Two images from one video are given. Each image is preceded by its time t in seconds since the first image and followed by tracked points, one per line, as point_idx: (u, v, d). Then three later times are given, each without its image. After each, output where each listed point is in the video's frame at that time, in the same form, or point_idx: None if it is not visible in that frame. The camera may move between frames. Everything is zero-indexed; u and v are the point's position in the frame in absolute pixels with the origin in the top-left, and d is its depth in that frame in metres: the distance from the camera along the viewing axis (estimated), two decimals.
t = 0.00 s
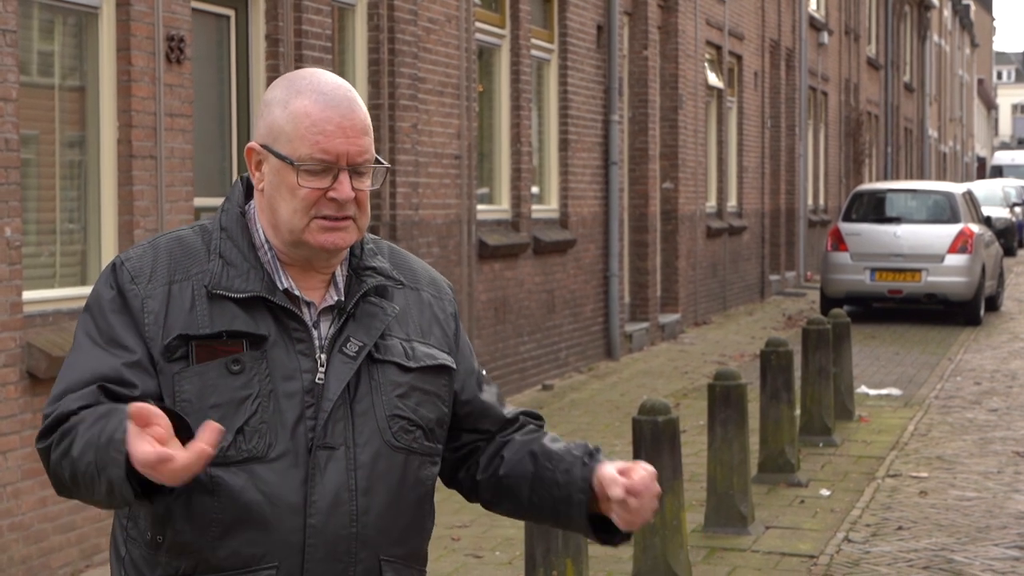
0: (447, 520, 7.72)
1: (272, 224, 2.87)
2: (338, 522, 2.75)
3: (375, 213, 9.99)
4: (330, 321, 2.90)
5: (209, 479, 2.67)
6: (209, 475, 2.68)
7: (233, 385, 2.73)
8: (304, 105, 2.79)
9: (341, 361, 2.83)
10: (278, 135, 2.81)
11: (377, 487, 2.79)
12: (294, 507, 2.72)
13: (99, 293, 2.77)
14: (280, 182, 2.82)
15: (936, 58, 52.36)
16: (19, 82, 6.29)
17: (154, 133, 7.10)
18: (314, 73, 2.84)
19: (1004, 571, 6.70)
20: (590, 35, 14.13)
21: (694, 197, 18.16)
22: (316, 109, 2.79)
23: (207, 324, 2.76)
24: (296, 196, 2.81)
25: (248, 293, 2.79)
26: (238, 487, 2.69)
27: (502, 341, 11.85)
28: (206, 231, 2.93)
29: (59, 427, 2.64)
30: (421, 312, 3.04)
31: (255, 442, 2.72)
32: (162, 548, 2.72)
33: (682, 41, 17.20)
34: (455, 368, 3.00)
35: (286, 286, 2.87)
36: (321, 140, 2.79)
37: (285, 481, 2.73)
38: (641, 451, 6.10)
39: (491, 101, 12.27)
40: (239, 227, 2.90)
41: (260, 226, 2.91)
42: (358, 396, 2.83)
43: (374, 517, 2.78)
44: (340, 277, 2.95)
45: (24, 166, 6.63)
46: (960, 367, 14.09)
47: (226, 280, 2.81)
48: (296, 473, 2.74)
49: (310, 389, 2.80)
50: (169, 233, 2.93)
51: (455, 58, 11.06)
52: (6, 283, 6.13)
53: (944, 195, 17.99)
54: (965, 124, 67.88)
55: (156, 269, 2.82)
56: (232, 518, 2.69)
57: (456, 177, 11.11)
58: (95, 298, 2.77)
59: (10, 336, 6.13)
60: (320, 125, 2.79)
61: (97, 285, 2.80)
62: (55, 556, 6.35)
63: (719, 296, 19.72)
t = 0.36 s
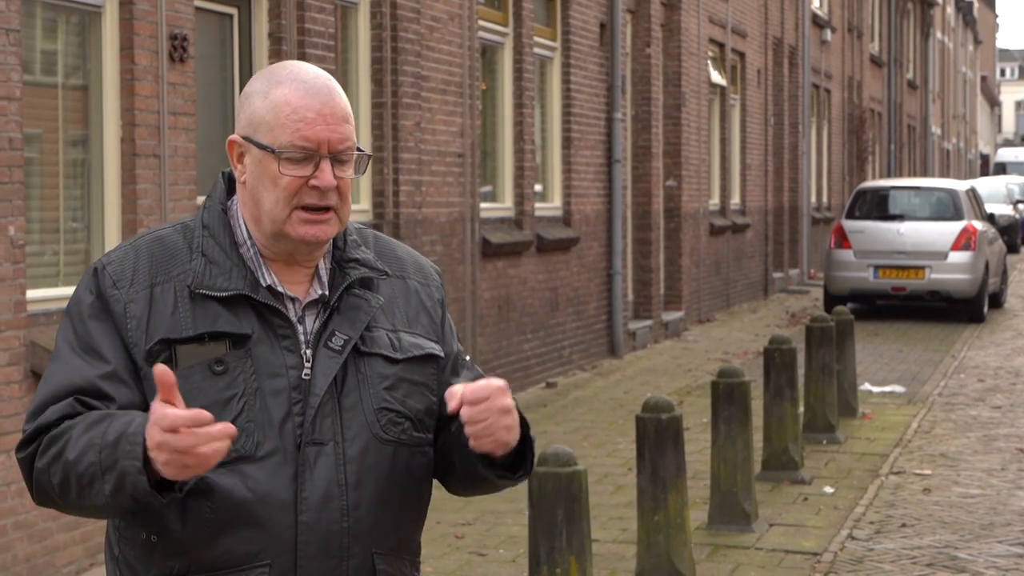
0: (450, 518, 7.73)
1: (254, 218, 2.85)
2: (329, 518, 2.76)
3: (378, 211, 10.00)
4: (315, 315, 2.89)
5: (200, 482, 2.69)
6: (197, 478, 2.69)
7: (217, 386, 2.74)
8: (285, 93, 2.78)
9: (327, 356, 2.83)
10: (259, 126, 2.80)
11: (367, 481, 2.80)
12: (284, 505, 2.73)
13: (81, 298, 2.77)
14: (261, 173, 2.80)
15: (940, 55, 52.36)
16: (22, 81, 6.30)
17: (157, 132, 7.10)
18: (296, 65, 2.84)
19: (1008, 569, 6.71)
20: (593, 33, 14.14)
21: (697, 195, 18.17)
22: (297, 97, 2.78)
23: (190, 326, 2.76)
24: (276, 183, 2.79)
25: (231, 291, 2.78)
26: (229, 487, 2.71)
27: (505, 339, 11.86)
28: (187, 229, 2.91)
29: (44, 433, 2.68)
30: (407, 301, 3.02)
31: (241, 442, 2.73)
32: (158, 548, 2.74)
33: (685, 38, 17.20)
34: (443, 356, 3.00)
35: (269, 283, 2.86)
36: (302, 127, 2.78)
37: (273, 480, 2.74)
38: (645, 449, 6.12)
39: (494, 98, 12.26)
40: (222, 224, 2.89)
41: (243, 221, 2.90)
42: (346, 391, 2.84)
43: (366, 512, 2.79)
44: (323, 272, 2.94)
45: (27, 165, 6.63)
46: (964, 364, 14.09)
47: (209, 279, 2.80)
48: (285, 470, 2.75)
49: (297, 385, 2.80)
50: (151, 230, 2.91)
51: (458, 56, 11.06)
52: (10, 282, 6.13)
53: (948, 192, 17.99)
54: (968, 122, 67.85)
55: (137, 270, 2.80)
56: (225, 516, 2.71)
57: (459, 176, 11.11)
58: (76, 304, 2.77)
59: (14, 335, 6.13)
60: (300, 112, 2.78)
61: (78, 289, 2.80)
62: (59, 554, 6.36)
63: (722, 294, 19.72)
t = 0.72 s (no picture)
0: (454, 514, 7.73)
1: (236, 215, 2.83)
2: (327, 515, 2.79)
3: (382, 208, 10.01)
4: (301, 311, 2.90)
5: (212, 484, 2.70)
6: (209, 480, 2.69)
7: (222, 383, 2.72)
8: (256, 86, 2.78)
9: (317, 352, 2.85)
10: (235, 119, 2.78)
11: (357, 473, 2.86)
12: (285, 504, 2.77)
13: (85, 298, 2.71)
14: (241, 167, 2.79)
15: (943, 52, 52.32)
16: (25, 78, 6.31)
17: (161, 129, 7.12)
18: (263, 60, 2.84)
19: (1011, 566, 6.72)
20: (596, 30, 14.14)
21: (700, 192, 18.16)
22: (270, 88, 2.78)
23: (189, 324, 2.73)
24: (260, 175, 2.78)
25: (225, 289, 2.77)
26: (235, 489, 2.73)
27: (508, 337, 11.87)
28: (171, 229, 2.87)
29: (95, 442, 2.61)
30: (383, 293, 3.04)
31: (249, 438, 2.73)
32: (153, 548, 2.71)
33: (688, 36, 17.19)
34: (421, 347, 3.02)
35: (257, 278, 2.85)
36: (280, 115, 2.78)
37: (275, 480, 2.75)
38: (648, 446, 6.12)
39: (497, 95, 12.26)
40: (206, 224, 2.86)
41: (223, 221, 2.87)
42: (334, 386, 2.85)
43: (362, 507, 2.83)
44: (303, 266, 2.94)
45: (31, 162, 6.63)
46: (966, 362, 14.09)
47: (201, 278, 2.77)
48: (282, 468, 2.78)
49: (289, 382, 2.81)
50: (135, 231, 2.86)
51: (461, 54, 11.07)
52: (14, 279, 6.14)
53: (950, 190, 18.00)
54: (972, 120, 67.78)
55: (131, 271, 2.76)
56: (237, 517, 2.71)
57: (462, 173, 11.12)
58: (82, 303, 2.70)
59: (18, 332, 6.14)
60: (276, 101, 2.78)
61: (74, 290, 2.73)
62: (63, 551, 6.37)
63: (725, 292, 19.73)
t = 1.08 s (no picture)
0: (459, 513, 7.74)
1: (236, 214, 2.82)
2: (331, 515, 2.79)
3: (387, 208, 10.02)
4: (298, 315, 2.90)
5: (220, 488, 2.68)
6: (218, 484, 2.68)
7: (228, 386, 2.70)
8: (251, 84, 2.79)
9: (317, 355, 2.85)
10: (232, 117, 2.78)
11: (353, 475, 2.86)
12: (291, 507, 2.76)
13: (94, 302, 2.67)
14: (240, 163, 2.79)
15: (949, 52, 52.28)
16: (32, 77, 6.32)
17: (167, 128, 7.12)
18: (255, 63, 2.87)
19: (1017, 566, 6.72)
20: (602, 30, 14.15)
21: (705, 191, 18.15)
22: (265, 86, 2.80)
23: (193, 329, 2.71)
24: (261, 169, 2.78)
25: (227, 293, 2.76)
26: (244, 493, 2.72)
27: (514, 336, 11.88)
28: (167, 231, 2.84)
29: (110, 451, 2.58)
30: (371, 299, 3.05)
31: (256, 441, 2.72)
32: (153, 552, 2.69)
33: (694, 35, 17.19)
34: (409, 353, 3.03)
35: (256, 281, 2.83)
36: (278, 111, 2.79)
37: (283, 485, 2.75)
38: (653, 445, 6.12)
39: (502, 94, 12.26)
40: (202, 226, 2.83)
41: (219, 223, 2.85)
42: (332, 388, 2.85)
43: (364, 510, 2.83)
44: (296, 270, 2.94)
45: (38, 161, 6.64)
46: (972, 362, 14.09)
47: (202, 283, 2.76)
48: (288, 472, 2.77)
49: (290, 384, 2.81)
50: (130, 234, 2.82)
51: (467, 53, 11.08)
52: (21, 278, 6.15)
53: (956, 189, 18.02)
54: (978, 120, 67.71)
55: (134, 275, 2.73)
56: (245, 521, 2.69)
57: (468, 172, 11.12)
58: (90, 309, 2.67)
59: (24, 331, 6.15)
60: (272, 98, 2.80)
61: (78, 295, 2.69)
62: (67, 550, 6.39)
63: (731, 291, 19.73)
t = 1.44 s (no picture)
0: (463, 505, 7.75)
1: (231, 201, 2.83)
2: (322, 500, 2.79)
3: (391, 199, 10.01)
4: (290, 302, 2.90)
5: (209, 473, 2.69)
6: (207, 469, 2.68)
7: (216, 372, 2.70)
8: (246, 72, 2.80)
9: (309, 342, 2.84)
10: (228, 105, 2.79)
11: (347, 461, 2.85)
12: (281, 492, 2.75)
13: (82, 292, 2.68)
14: (236, 149, 2.79)
15: (953, 43, 52.22)
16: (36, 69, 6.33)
17: (171, 120, 7.14)
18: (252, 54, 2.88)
19: (1020, 557, 6.72)
20: (606, 21, 14.14)
21: (709, 182, 18.15)
22: (260, 73, 2.81)
23: (182, 315, 2.71)
24: (258, 154, 2.79)
25: (217, 280, 2.75)
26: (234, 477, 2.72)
27: (518, 327, 11.88)
28: (158, 222, 2.84)
29: (97, 438, 2.59)
30: (366, 288, 3.05)
31: (245, 426, 2.72)
32: (146, 540, 2.69)
33: (698, 26, 17.18)
34: (403, 341, 3.03)
35: (247, 269, 2.83)
36: (273, 96, 2.80)
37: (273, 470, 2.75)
38: (657, 437, 6.14)
39: (506, 85, 12.25)
40: (194, 215, 2.84)
41: (212, 211, 2.85)
42: (325, 374, 2.85)
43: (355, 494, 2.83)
44: (289, 258, 2.94)
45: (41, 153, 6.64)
46: (976, 353, 14.09)
47: (192, 270, 2.76)
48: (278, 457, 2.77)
49: (282, 370, 2.80)
50: (122, 224, 2.83)
51: (471, 45, 11.08)
52: (25, 269, 6.16)
53: (960, 180, 18.01)
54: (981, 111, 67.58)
55: (123, 264, 2.73)
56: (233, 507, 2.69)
57: (472, 164, 11.12)
58: (79, 297, 2.68)
59: (28, 323, 6.16)
60: (267, 84, 2.80)
61: (68, 285, 2.70)
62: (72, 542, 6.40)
63: (734, 283, 19.73)
